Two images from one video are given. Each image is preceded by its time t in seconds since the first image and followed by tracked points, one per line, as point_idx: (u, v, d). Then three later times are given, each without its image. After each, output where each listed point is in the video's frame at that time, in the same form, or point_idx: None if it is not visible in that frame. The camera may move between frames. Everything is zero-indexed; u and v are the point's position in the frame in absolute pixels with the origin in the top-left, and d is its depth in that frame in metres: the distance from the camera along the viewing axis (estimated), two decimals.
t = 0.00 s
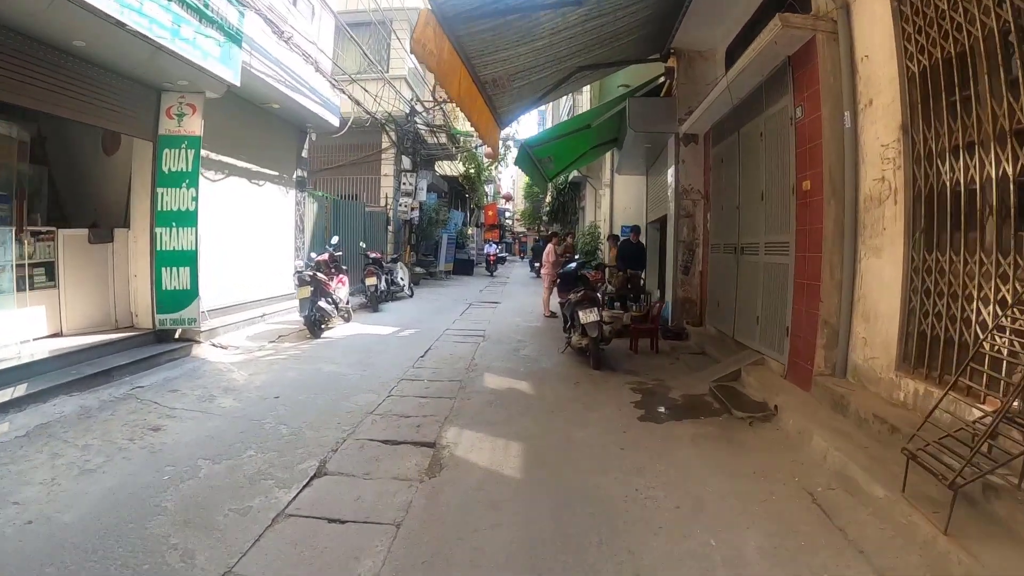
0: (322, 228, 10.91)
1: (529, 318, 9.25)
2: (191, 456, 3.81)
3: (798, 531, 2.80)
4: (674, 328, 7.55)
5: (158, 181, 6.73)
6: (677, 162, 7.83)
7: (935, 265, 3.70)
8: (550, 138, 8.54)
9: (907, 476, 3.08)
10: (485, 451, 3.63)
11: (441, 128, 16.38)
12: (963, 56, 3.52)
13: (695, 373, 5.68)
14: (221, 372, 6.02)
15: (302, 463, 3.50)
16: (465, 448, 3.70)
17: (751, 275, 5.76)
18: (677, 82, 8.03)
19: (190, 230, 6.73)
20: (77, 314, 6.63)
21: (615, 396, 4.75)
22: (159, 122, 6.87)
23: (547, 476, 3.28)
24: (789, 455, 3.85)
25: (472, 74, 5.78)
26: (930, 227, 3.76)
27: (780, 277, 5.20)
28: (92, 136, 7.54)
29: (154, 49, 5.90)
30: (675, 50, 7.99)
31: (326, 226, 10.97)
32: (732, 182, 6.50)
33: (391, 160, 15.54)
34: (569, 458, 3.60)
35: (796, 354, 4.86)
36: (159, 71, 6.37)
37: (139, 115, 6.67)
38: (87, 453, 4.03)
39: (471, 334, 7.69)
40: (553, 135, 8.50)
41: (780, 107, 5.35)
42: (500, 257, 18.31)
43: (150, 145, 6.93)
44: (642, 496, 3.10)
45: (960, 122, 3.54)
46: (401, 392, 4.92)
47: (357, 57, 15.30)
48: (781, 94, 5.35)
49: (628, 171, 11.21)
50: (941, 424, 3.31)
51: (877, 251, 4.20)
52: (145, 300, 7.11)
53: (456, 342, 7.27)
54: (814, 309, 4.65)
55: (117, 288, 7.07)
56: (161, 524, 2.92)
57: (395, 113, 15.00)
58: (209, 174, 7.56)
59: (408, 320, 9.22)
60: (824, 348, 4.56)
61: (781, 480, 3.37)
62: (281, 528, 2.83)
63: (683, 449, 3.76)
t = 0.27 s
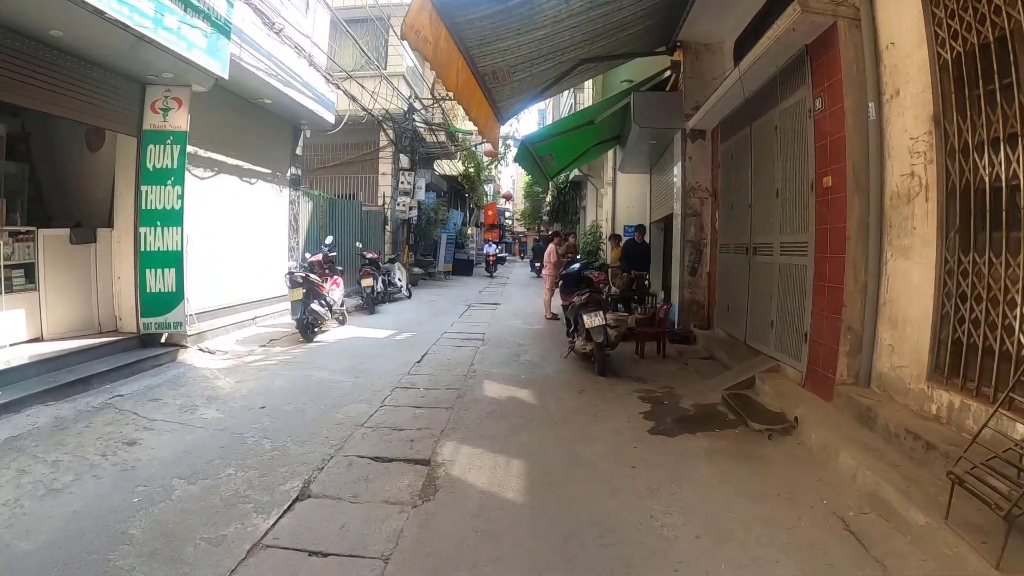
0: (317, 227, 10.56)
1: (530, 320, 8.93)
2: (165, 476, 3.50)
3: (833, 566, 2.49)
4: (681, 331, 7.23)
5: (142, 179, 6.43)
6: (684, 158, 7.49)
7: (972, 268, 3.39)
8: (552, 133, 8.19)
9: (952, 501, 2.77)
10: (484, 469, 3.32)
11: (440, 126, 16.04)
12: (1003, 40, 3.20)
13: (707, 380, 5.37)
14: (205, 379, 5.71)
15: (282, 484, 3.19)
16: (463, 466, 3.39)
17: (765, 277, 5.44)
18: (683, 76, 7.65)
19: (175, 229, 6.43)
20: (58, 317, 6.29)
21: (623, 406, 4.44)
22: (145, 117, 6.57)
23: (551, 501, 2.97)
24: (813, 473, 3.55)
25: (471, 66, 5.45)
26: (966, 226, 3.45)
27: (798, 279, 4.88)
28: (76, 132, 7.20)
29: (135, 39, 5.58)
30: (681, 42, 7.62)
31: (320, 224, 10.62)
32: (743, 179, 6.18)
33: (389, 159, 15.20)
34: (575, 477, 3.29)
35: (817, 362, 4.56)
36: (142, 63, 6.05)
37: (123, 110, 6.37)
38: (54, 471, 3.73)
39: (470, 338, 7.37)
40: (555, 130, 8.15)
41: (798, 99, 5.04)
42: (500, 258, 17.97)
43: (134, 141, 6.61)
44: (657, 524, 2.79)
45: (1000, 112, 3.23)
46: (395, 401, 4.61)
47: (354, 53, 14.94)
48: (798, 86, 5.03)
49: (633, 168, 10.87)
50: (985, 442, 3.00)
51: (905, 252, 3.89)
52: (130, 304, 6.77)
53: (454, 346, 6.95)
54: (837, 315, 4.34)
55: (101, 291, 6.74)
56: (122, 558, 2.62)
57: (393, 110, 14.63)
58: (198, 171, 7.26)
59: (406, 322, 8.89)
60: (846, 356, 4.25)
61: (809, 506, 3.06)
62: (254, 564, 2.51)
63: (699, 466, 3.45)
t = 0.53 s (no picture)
0: (309, 227, 10.08)
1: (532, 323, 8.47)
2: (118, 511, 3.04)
3: None
4: (693, 337, 6.77)
5: (116, 175, 6.00)
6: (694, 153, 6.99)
7: None
8: (556, 127, 7.69)
9: None
10: (482, 503, 2.88)
11: (438, 124, 15.57)
12: None
13: (725, 391, 4.91)
14: (181, 391, 5.25)
15: (249, 523, 2.75)
16: (459, 499, 2.93)
17: (789, 280, 4.99)
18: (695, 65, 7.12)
19: (151, 229, 6.00)
20: (26, 324, 5.81)
21: (637, 423, 3.99)
22: (119, 109, 6.12)
23: (562, 545, 2.52)
24: (858, 507, 3.10)
25: (469, 50, 5.00)
26: None
27: (829, 283, 4.43)
28: (47, 126, 6.72)
29: (105, 23, 5.12)
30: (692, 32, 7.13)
31: (312, 224, 10.14)
32: (762, 174, 5.72)
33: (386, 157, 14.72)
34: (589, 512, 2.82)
35: (850, 375, 4.11)
36: (114, 50, 5.62)
37: (95, 101, 5.92)
38: None
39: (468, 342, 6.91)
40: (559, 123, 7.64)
41: (828, 86, 4.58)
42: (501, 258, 17.48)
43: (108, 134, 6.16)
44: None
45: None
46: (384, 415, 4.16)
47: (349, 48, 14.44)
48: (828, 70, 4.58)
49: (639, 166, 10.40)
50: None
51: (953, 254, 3.43)
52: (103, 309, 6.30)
53: (451, 350, 6.49)
54: (875, 323, 3.89)
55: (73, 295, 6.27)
56: None
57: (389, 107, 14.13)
58: (180, 167, 6.87)
59: (400, 325, 8.42)
60: (885, 369, 3.80)
61: (864, 552, 2.60)
62: None
63: (728, 499, 3.01)
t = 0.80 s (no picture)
0: (304, 225, 9.71)
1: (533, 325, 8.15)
2: (78, 539, 2.75)
3: None
4: (702, 341, 6.45)
5: (96, 172, 5.72)
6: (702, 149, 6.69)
7: None
8: (555, 124, 7.29)
9: None
10: (481, 533, 2.59)
11: (437, 122, 15.25)
12: None
13: (739, 401, 4.61)
14: (162, 400, 4.95)
15: (219, 557, 2.46)
16: (454, 528, 2.63)
17: (808, 282, 4.68)
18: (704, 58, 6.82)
19: (134, 229, 5.71)
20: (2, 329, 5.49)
21: (648, 438, 3.69)
22: (100, 102, 5.83)
23: None
24: (895, 535, 2.80)
25: (467, 38, 4.71)
26: None
27: (854, 286, 4.11)
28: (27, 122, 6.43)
29: (81, 12, 4.84)
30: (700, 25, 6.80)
31: (308, 223, 9.77)
32: (777, 171, 5.41)
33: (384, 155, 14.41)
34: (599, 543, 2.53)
35: (877, 386, 3.80)
36: (96, 42, 5.33)
37: (76, 94, 5.62)
38: None
39: (467, 345, 6.60)
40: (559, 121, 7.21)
41: (850, 75, 4.27)
42: (501, 258, 17.17)
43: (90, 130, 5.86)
44: None
45: None
46: (375, 428, 3.85)
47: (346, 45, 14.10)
48: (849, 59, 4.27)
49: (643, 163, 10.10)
50: None
51: (993, 257, 3.09)
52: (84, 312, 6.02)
53: (449, 354, 6.18)
54: (906, 330, 3.57)
55: (54, 298, 5.96)
56: None
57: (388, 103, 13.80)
58: (166, 164, 6.57)
59: (397, 327, 8.10)
60: (915, 381, 3.47)
61: None
62: None
63: (752, 528, 2.71)
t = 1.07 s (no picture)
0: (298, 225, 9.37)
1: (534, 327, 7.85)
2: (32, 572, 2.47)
3: None
4: (711, 345, 6.15)
5: (75, 169, 5.45)
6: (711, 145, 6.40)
7: None
8: (557, 121, 6.97)
9: None
10: (479, 568, 2.31)
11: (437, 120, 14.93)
12: None
13: (754, 411, 4.33)
14: (142, 410, 4.67)
15: None
16: (450, 561, 2.35)
17: (829, 285, 4.40)
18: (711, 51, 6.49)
19: (114, 229, 5.44)
20: None
21: (660, 454, 3.41)
22: (80, 96, 5.56)
23: None
24: (937, 568, 2.52)
25: (465, 26, 4.43)
26: None
27: (882, 290, 3.82)
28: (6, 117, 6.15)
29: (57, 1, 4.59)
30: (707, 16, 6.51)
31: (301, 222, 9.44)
32: (792, 167, 5.12)
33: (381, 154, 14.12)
34: None
35: (905, 397, 3.52)
36: (73, 31, 5.06)
37: (54, 87, 5.34)
38: None
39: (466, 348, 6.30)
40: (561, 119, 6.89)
41: (876, 65, 3.98)
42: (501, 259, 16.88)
43: (69, 125, 5.59)
44: None
45: None
46: (365, 441, 3.57)
47: (344, 41, 13.77)
48: (874, 47, 3.98)
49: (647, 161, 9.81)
50: None
51: None
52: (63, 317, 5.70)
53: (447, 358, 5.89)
54: (940, 337, 3.28)
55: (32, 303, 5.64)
56: None
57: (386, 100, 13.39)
58: (151, 161, 6.29)
59: (393, 329, 7.79)
60: (949, 393, 3.20)
61: None
62: None
63: (780, 560, 2.43)
